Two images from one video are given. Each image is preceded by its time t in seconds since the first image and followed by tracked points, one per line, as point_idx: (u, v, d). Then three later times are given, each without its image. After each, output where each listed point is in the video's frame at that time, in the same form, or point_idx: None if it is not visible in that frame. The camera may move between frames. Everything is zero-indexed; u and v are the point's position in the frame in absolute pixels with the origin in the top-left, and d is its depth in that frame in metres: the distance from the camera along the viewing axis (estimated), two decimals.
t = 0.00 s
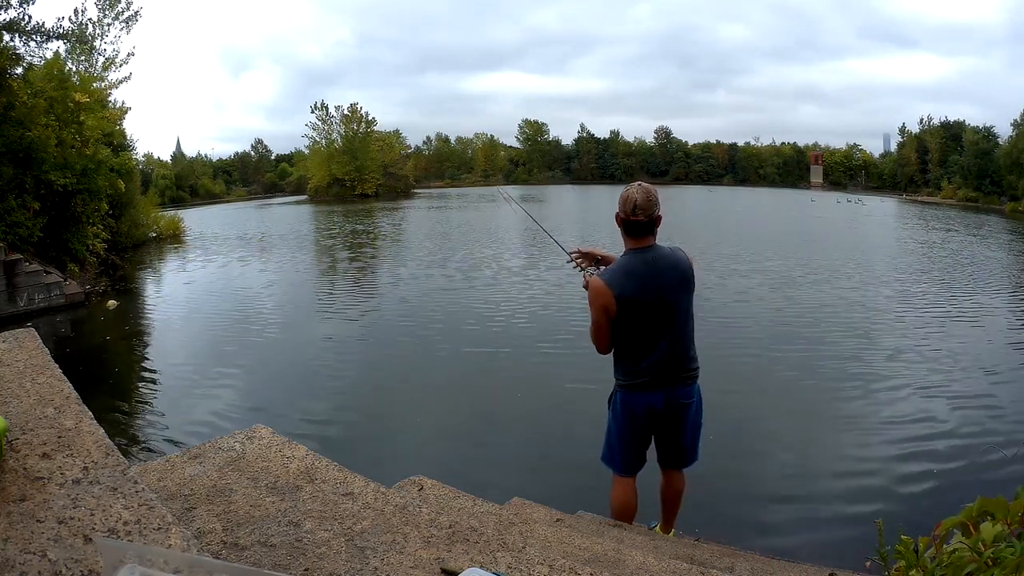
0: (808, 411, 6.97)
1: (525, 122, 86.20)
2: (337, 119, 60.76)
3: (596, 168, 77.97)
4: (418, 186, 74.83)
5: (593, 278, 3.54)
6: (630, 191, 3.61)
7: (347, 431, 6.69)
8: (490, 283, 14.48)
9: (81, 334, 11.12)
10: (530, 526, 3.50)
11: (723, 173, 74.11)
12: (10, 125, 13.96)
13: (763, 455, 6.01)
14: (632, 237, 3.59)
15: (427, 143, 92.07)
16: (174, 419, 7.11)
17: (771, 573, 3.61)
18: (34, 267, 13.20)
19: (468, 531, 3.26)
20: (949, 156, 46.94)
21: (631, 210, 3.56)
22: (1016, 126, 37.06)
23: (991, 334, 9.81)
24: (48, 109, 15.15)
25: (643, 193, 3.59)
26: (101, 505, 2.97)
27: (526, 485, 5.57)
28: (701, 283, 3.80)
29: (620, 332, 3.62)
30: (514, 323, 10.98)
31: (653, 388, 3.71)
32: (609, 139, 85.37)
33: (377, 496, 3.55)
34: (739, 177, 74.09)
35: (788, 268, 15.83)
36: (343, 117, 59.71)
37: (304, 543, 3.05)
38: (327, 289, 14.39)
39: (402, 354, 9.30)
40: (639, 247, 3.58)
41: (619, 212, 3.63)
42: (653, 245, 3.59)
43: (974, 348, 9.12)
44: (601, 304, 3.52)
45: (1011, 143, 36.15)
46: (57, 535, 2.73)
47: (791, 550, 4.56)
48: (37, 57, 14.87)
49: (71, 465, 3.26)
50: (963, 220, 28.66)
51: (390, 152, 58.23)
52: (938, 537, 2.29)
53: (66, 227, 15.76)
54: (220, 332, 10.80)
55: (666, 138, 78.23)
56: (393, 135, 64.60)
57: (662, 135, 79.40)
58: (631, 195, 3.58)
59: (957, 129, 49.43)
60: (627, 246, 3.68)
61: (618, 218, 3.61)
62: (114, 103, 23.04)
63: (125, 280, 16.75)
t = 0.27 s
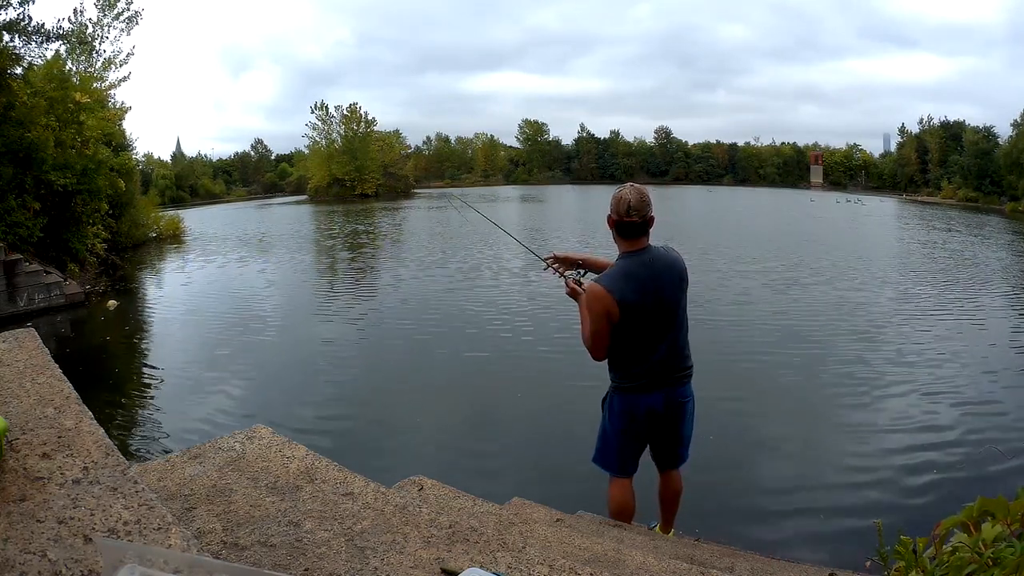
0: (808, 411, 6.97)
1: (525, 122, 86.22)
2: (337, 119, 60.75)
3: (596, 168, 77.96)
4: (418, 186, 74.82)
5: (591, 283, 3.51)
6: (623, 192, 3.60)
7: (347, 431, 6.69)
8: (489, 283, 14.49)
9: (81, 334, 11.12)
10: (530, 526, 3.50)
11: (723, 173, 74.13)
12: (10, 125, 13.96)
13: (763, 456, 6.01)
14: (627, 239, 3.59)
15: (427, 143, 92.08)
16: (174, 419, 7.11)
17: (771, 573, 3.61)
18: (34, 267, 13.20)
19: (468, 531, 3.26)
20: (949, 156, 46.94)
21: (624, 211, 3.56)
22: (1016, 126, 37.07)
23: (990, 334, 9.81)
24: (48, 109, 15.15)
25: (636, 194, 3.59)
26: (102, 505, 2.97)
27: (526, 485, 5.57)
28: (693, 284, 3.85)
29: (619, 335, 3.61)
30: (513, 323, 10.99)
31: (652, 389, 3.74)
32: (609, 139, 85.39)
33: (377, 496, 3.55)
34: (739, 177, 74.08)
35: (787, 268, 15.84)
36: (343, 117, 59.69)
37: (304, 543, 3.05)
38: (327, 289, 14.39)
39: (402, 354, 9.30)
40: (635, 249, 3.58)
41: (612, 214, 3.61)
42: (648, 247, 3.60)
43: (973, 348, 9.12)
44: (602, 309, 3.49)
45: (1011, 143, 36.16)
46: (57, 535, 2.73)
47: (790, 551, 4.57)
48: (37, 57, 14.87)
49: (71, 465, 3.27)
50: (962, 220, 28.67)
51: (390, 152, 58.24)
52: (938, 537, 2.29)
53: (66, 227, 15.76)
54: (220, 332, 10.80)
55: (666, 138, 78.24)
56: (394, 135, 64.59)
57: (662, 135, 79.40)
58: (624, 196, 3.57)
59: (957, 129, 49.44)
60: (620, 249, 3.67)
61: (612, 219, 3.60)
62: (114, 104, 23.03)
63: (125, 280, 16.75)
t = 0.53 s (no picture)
0: (806, 413, 6.98)
1: (525, 122, 86.26)
2: (337, 119, 60.74)
3: (596, 168, 77.98)
4: (418, 186, 74.81)
5: (594, 286, 3.48)
6: (616, 191, 3.60)
7: (346, 431, 6.69)
8: (489, 283, 14.49)
9: (81, 334, 11.12)
10: (530, 526, 3.50)
11: (723, 173, 74.12)
12: (9, 126, 13.97)
13: (762, 457, 6.01)
14: (623, 239, 3.60)
15: (427, 143, 92.06)
16: (174, 419, 7.11)
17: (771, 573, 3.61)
18: (34, 267, 13.19)
19: (468, 531, 3.26)
20: (949, 157, 46.95)
21: (619, 210, 3.56)
22: (1016, 126, 37.09)
23: (989, 334, 9.82)
24: (48, 109, 15.15)
25: (630, 193, 3.59)
26: (101, 506, 2.97)
27: (526, 485, 5.58)
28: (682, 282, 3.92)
29: (622, 336, 3.60)
30: (513, 322, 11.01)
31: (653, 389, 3.77)
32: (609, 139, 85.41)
33: (377, 496, 3.55)
34: (739, 177, 74.09)
35: (787, 268, 15.85)
36: (343, 117, 59.69)
37: (304, 543, 3.05)
38: (327, 289, 14.40)
39: (401, 354, 9.31)
40: (632, 249, 3.60)
41: (607, 214, 3.60)
42: (643, 246, 3.62)
43: (972, 348, 9.13)
44: (607, 312, 3.47)
45: (1011, 143, 36.18)
46: (57, 535, 2.73)
47: (790, 552, 4.57)
48: (37, 57, 14.87)
49: (71, 465, 3.26)
50: (962, 220, 28.72)
51: (390, 152, 58.25)
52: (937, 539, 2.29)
53: (66, 227, 15.75)
54: (219, 332, 10.80)
55: (666, 138, 78.21)
56: (394, 135, 64.59)
57: (662, 135, 79.43)
58: (618, 196, 3.57)
59: (957, 129, 49.45)
60: (615, 250, 3.66)
61: (606, 219, 3.61)
62: (114, 104, 23.02)
63: (125, 280, 16.75)
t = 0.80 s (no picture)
0: (805, 414, 6.99)
1: (525, 122, 86.29)
2: (337, 119, 60.73)
3: (596, 168, 77.99)
4: (418, 186, 74.81)
5: (597, 289, 3.46)
6: (611, 192, 3.60)
7: (346, 432, 6.70)
8: (489, 283, 14.50)
9: (81, 334, 11.12)
10: (530, 526, 3.50)
11: (723, 173, 74.12)
12: (9, 126, 13.97)
13: (762, 458, 6.02)
14: (620, 240, 3.60)
15: (427, 143, 92.05)
16: (175, 419, 7.11)
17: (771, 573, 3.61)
18: (34, 267, 13.19)
19: (468, 531, 3.26)
20: (949, 157, 46.96)
21: (616, 211, 3.57)
22: (1016, 126, 37.09)
23: (988, 335, 9.84)
24: (48, 110, 15.15)
25: (625, 194, 3.60)
26: (102, 505, 2.97)
27: (526, 485, 5.59)
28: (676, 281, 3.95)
29: (625, 337, 3.59)
30: (513, 323, 11.02)
31: (654, 389, 3.77)
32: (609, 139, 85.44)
33: (377, 496, 3.55)
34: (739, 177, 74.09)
35: (786, 268, 15.87)
36: (343, 117, 59.69)
37: (304, 543, 3.05)
38: (327, 289, 14.40)
39: (401, 354, 9.32)
40: (630, 249, 3.60)
41: (603, 214, 3.60)
42: (640, 246, 3.63)
43: (971, 349, 9.15)
44: (613, 314, 3.45)
45: (1011, 143, 36.18)
46: (57, 535, 2.73)
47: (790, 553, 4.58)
48: (37, 57, 14.88)
49: (71, 465, 3.26)
50: (961, 220, 28.75)
51: (390, 152, 58.27)
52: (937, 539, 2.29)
53: (66, 227, 15.74)
54: (219, 332, 10.81)
55: (666, 138, 78.21)
56: (394, 135, 64.60)
57: (662, 135, 79.45)
58: (613, 197, 3.57)
59: (957, 129, 49.47)
60: (611, 250, 3.66)
61: (602, 219, 3.61)
62: (114, 103, 23.02)
63: (125, 280, 16.75)
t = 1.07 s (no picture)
0: (805, 415, 7.00)
1: (525, 122, 86.31)
2: (337, 119, 60.73)
3: (596, 168, 78.00)
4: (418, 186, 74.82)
5: (603, 291, 3.45)
6: (608, 193, 3.60)
7: (346, 432, 6.70)
8: (489, 283, 14.51)
9: (81, 334, 11.12)
10: (530, 526, 3.50)
11: (723, 173, 74.13)
12: (10, 126, 13.97)
13: (762, 460, 6.02)
14: (618, 241, 3.60)
15: (427, 143, 92.06)
16: (175, 419, 7.11)
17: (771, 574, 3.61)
18: (34, 267, 13.19)
19: (468, 531, 3.26)
20: (949, 157, 46.97)
21: (614, 211, 3.57)
22: (1016, 126, 37.10)
23: (988, 336, 9.85)
24: (48, 109, 15.16)
25: (623, 194, 3.61)
26: (102, 506, 2.97)
27: (526, 485, 5.60)
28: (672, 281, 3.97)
29: (632, 338, 3.59)
30: (513, 323, 11.02)
31: (656, 389, 3.78)
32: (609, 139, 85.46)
33: (377, 496, 3.55)
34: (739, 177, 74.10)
35: (787, 268, 15.88)
36: (343, 117, 59.70)
37: (304, 543, 3.05)
38: (327, 289, 14.41)
39: (402, 354, 9.32)
40: (629, 249, 3.60)
41: (602, 216, 3.60)
42: (638, 246, 3.64)
43: (971, 349, 9.16)
44: (622, 315, 3.45)
45: (1011, 143, 36.20)
46: (57, 535, 2.73)
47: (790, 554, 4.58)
48: (37, 57, 14.88)
49: (71, 465, 3.26)
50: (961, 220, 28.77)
51: (391, 152, 58.28)
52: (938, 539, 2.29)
53: (66, 227, 15.75)
54: (219, 332, 10.81)
55: (666, 138, 78.20)
56: (394, 135, 64.60)
57: (662, 135, 79.48)
58: (612, 198, 3.58)
59: (957, 129, 49.48)
60: (610, 252, 3.66)
61: (600, 220, 3.61)
62: (114, 103, 23.02)
63: (125, 280, 16.75)
